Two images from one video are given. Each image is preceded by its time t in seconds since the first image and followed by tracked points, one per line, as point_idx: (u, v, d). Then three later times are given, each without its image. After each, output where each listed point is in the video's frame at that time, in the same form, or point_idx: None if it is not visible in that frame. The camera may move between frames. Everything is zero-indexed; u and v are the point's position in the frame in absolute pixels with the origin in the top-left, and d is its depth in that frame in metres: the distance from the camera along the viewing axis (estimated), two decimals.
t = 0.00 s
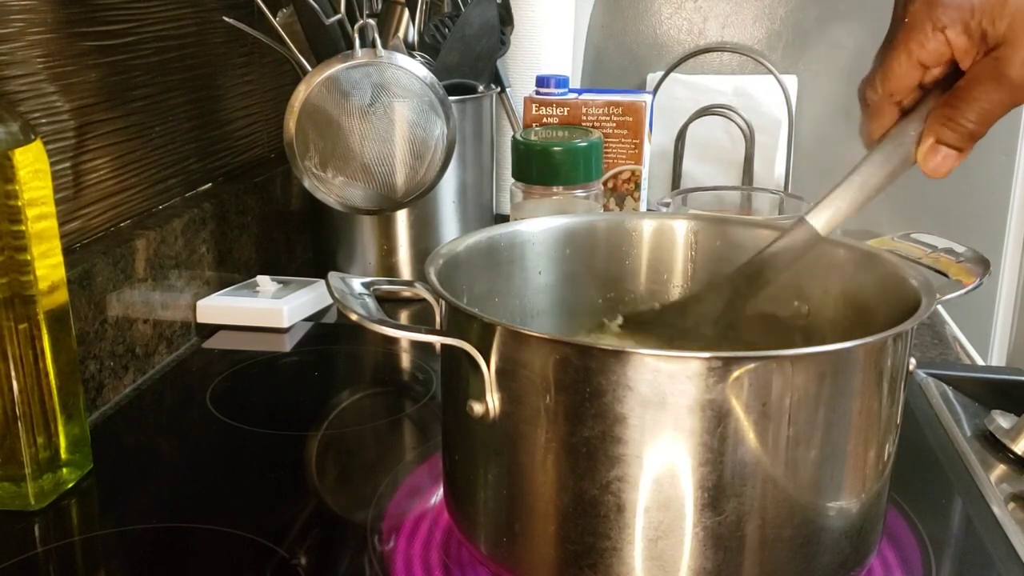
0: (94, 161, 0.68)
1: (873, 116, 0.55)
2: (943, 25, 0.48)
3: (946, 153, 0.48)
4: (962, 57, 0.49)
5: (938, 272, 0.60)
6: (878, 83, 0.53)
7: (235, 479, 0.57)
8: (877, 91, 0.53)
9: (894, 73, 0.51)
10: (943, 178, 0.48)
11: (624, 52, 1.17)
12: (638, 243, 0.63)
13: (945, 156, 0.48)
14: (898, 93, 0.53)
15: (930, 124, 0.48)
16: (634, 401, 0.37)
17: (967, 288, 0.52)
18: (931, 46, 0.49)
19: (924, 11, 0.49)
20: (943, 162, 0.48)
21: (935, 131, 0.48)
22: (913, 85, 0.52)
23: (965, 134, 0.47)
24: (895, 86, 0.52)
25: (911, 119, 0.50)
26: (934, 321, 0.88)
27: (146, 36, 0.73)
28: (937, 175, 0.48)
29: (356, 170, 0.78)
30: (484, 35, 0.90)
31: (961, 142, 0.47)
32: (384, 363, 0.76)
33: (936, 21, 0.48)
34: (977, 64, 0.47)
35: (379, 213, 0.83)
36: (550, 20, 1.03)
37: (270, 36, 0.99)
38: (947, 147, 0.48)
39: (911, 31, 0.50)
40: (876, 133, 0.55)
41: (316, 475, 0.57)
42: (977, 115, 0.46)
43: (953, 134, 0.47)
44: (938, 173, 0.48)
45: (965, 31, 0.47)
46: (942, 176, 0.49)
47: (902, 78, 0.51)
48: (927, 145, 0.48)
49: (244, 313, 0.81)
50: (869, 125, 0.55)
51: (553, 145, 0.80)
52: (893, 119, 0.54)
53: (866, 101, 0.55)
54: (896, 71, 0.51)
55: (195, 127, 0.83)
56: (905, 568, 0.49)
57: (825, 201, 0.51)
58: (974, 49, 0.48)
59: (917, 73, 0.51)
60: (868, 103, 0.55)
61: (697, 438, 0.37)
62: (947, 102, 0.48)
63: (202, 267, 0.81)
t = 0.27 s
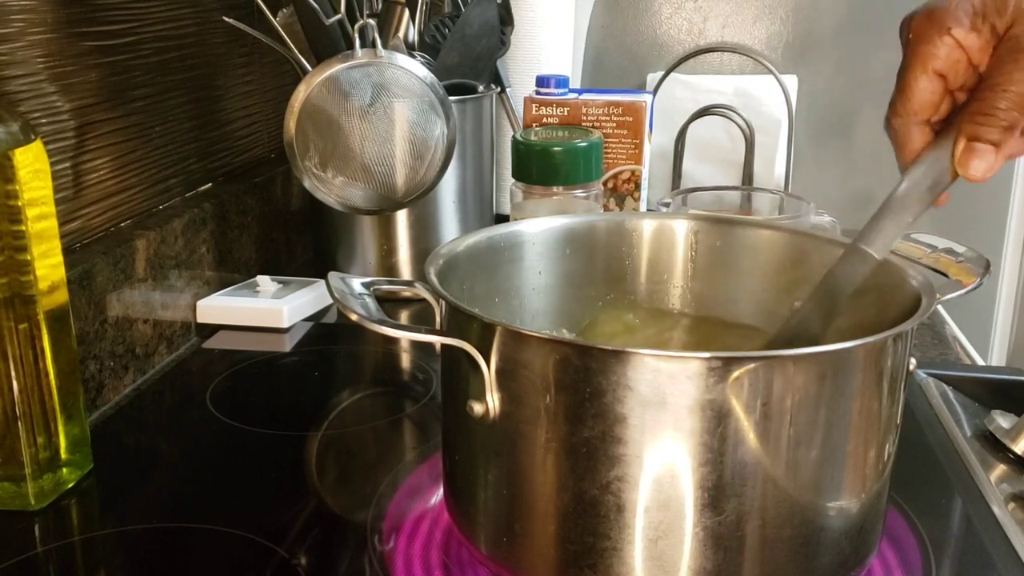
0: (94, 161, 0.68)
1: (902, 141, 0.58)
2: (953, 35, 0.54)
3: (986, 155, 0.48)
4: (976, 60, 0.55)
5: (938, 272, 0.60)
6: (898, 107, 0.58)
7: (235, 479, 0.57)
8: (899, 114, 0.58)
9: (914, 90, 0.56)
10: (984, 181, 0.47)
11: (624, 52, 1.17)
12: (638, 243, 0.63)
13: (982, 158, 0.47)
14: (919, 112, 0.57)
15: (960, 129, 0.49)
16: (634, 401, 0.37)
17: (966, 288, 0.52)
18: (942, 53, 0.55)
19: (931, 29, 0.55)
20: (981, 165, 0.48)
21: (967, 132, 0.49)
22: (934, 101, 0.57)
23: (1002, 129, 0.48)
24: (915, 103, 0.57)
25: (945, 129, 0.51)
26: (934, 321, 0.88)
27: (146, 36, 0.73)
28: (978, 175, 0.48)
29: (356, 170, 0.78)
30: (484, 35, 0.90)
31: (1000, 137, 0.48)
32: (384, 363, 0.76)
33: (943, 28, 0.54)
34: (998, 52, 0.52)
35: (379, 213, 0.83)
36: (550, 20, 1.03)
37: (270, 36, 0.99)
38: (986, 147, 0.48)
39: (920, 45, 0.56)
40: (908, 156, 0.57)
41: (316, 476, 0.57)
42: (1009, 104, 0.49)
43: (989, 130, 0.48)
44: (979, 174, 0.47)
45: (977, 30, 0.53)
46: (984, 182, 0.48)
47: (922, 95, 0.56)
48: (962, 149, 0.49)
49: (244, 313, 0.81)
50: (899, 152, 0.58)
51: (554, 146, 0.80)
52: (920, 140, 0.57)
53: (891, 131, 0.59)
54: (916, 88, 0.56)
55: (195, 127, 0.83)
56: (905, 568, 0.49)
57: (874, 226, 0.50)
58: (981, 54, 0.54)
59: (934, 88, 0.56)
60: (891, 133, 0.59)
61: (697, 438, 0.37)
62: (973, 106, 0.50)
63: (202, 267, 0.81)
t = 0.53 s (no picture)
0: (94, 161, 0.68)
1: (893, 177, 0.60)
2: (938, 72, 0.56)
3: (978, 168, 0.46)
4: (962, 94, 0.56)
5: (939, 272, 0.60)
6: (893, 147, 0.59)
7: (235, 479, 0.56)
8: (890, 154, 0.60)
9: (903, 129, 0.59)
10: (975, 194, 0.46)
11: (624, 52, 1.17)
12: (638, 243, 0.63)
13: (976, 171, 0.46)
14: (908, 149, 0.59)
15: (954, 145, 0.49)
16: (634, 401, 0.37)
17: (966, 288, 0.52)
18: (931, 92, 0.57)
19: (919, 68, 0.57)
20: (975, 179, 0.46)
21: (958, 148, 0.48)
22: (925, 139, 0.58)
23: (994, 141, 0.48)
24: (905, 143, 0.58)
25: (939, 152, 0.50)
26: (934, 321, 0.88)
27: (146, 36, 0.73)
28: (964, 185, 0.46)
29: (356, 170, 0.78)
30: (484, 35, 0.90)
31: (989, 151, 0.47)
32: (384, 363, 0.76)
33: (929, 62, 0.56)
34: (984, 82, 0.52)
35: (379, 213, 0.83)
36: (550, 20, 1.03)
37: (270, 36, 0.99)
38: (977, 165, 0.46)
39: (910, 88, 0.57)
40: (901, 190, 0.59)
41: (316, 476, 0.57)
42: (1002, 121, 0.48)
43: (982, 146, 0.47)
44: (968, 184, 0.46)
45: (965, 66, 0.55)
46: (975, 196, 0.46)
47: (912, 136, 0.58)
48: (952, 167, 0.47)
49: (244, 313, 0.81)
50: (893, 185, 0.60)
51: (553, 146, 0.80)
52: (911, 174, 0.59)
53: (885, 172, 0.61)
54: (905, 129, 0.58)
55: (195, 127, 0.83)
56: (905, 568, 0.49)
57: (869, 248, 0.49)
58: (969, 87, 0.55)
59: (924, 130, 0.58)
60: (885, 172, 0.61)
61: (697, 438, 0.37)
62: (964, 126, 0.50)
63: (202, 267, 0.81)
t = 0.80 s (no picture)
0: (94, 161, 0.68)
1: (928, 77, 0.63)
2: None
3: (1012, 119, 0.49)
4: None
5: (938, 273, 0.60)
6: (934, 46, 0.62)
7: (235, 479, 0.57)
8: (934, 51, 0.62)
9: (954, 32, 0.60)
10: (1006, 140, 0.49)
11: (624, 52, 1.17)
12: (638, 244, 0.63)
13: (1006, 120, 0.49)
14: (950, 53, 0.61)
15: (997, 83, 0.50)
16: (634, 401, 0.37)
17: (966, 288, 0.52)
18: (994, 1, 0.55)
19: None
20: (1003, 127, 0.49)
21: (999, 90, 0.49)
22: (969, 45, 0.60)
23: None
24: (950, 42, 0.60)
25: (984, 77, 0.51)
26: (934, 321, 0.88)
27: (146, 36, 0.73)
28: (1000, 133, 0.49)
29: (356, 170, 0.78)
30: (484, 35, 0.90)
31: None
32: (384, 363, 0.76)
33: None
34: None
35: (379, 213, 0.83)
36: (550, 20, 1.03)
37: (270, 36, 0.99)
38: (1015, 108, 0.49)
39: None
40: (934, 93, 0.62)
41: (316, 476, 0.57)
42: None
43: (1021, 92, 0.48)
44: (1004, 129, 0.49)
45: None
46: (1006, 140, 0.49)
47: (961, 37, 0.60)
48: (990, 105, 0.50)
49: (244, 313, 0.81)
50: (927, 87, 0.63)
51: (554, 145, 0.80)
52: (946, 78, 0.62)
53: (920, 63, 0.63)
54: (955, 32, 0.60)
55: (195, 127, 0.83)
56: (905, 568, 0.49)
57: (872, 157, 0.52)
58: None
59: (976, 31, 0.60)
60: (920, 68, 0.64)
61: (697, 438, 0.37)
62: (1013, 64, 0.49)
63: (202, 267, 0.81)
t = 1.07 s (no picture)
0: (93, 161, 0.68)
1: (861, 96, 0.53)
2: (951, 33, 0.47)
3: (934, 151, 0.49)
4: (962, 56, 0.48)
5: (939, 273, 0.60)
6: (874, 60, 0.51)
7: (235, 479, 0.56)
8: (869, 68, 0.52)
9: (890, 57, 0.50)
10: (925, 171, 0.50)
11: (624, 52, 1.17)
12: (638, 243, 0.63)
13: (931, 149, 0.49)
14: (891, 79, 0.51)
15: (923, 114, 0.49)
16: (634, 401, 0.37)
17: (966, 288, 0.52)
18: (935, 40, 0.48)
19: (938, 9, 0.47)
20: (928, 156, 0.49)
21: (924, 126, 0.49)
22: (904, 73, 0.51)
23: (953, 134, 0.48)
24: (888, 71, 0.51)
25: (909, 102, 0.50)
26: (934, 321, 0.88)
27: (146, 36, 0.73)
28: (921, 168, 0.50)
29: (356, 170, 0.78)
30: (484, 35, 0.90)
31: (946, 140, 0.49)
32: (384, 363, 0.76)
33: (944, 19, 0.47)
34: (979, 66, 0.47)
35: (379, 213, 0.83)
36: (550, 20, 1.03)
37: (270, 36, 0.99)
38: (936, 145, 0.49)
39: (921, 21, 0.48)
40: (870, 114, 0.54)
41: (316, 476, 0.57)
42: (968, 118, 0.47)
43: (940, 132, 0.49)
44: (923, 166, 0.50)
45: (973, 33, 0.47)
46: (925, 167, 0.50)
47: (895, 62, 0.50)
48: (915, 139, 0.49)
49: (244, 314, 0.81)
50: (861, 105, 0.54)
51: (553, 145, 0.80)
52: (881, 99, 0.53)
53: (858, 78, 0.53)
54: (892, 57, 0.50)
55: (195, 127, 0.83)
56: (905, 568, 0.49)
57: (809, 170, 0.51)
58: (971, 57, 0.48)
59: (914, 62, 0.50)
60: (856, 81, 0.54)
61: (697, 438, 0.37)
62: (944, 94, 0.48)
63: (202, 267, 0.81)
